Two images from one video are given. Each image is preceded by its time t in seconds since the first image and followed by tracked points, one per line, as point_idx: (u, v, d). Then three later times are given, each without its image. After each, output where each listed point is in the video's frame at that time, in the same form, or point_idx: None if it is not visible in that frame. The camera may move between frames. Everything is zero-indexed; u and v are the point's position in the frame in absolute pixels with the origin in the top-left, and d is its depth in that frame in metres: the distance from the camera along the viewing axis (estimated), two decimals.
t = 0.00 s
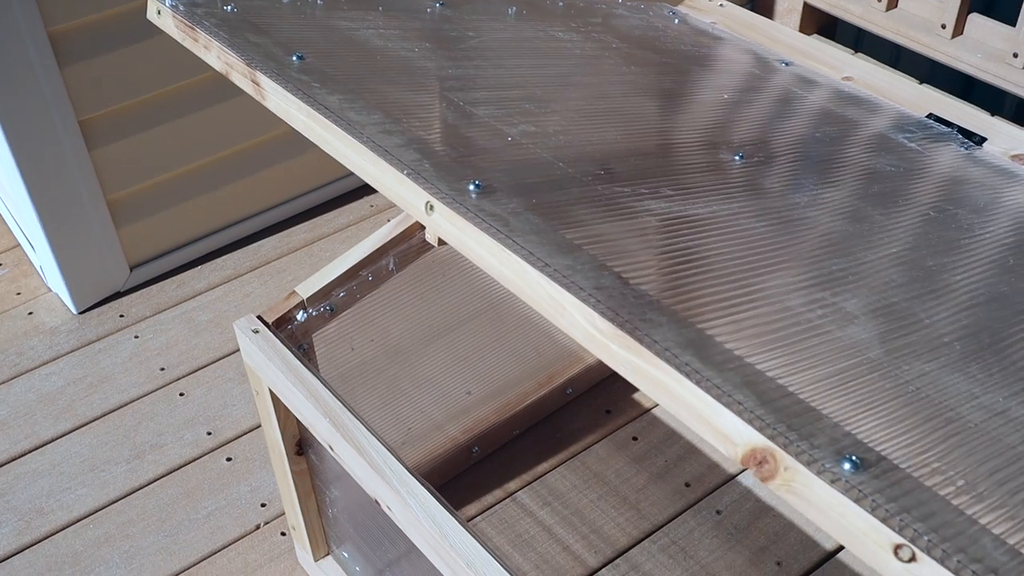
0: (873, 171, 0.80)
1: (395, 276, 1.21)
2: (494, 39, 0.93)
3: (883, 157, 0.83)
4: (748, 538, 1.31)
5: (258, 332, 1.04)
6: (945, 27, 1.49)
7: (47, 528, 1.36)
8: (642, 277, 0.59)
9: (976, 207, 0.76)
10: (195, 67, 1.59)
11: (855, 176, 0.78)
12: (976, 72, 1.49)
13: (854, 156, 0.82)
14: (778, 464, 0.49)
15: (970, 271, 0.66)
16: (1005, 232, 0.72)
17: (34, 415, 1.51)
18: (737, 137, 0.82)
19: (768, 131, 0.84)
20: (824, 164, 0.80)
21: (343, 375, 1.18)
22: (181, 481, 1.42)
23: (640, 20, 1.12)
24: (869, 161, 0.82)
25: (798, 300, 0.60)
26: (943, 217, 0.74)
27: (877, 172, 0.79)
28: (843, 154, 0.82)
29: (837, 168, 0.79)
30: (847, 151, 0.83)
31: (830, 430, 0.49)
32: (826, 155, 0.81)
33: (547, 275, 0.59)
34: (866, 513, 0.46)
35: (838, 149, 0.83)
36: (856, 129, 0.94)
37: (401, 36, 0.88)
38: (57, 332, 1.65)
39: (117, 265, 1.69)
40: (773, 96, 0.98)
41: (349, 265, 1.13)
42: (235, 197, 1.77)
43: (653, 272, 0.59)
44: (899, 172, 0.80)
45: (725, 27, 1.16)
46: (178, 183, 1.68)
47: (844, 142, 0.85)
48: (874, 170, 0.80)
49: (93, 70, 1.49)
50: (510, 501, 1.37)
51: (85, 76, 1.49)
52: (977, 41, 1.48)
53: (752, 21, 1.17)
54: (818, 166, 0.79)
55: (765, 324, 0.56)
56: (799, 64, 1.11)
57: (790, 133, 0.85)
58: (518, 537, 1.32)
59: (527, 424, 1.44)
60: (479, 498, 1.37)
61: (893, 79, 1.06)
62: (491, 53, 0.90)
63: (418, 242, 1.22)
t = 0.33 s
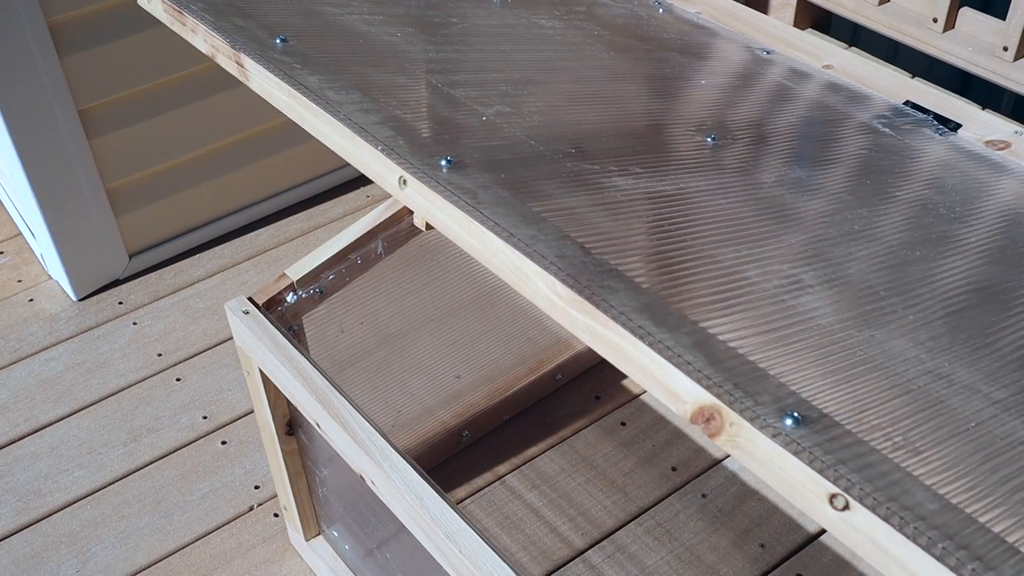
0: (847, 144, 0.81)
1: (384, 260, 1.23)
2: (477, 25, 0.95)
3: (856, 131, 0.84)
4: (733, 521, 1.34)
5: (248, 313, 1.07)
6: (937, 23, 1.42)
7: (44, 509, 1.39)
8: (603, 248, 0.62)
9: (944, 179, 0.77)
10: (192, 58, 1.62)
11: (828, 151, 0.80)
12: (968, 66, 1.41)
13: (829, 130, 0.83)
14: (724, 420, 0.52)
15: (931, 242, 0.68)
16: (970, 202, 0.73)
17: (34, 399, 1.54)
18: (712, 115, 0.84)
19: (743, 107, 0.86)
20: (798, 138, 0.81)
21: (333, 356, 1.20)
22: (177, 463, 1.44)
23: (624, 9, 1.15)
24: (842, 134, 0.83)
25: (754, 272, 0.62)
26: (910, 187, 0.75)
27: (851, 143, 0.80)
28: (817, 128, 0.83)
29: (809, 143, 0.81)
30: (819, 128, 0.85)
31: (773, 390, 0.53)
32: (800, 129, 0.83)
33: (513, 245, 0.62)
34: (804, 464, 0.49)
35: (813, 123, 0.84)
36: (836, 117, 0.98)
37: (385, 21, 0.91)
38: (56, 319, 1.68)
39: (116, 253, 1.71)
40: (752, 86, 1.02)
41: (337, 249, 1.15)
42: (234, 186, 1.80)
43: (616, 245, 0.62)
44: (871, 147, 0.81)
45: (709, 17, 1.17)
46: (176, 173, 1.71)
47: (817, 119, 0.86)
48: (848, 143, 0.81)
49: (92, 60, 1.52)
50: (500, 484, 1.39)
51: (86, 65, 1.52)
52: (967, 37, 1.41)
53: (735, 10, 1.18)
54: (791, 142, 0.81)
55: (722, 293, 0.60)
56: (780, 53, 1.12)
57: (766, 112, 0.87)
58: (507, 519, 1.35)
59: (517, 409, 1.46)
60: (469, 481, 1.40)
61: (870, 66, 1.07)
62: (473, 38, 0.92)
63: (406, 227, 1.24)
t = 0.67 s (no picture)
0: (818, 137, 0.84)
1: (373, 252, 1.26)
2: (463, 21, 0.98)
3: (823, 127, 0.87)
4: (717, 511, 1.36)
5: (240, 302, 1.09)
6: (925, 27, 1.53)
7: (41, 498, 1.41)
8: (573, 227, 0.64)
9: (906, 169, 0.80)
10: (190, 57, 1.65)
11: (801, 143, 0.82)
12: (956, 67, 1.51)
13: (800, 123, 0.86)
14: (682, 386, 0.54)
15: (897, 227, 0.71)
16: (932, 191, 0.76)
17: (32, 391, 1.56)
18: (687, 107, 0.87)
19: (717, 100, 0.88)
20: (769, 131, 0.84)
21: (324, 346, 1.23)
22: (172, 454, 1.46)
23: (609, 7, 1.18)
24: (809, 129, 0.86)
25: (720, 251, 0.65)
26: (877, 178, 0.78)
27: (821, 134, 0.83)
28: (787, 122, 0.86)
29: (779, 136, 0.83)
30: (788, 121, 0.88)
31: (730, 358, 0.55)
32: (773, 121, 0.85)
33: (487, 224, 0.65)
34: (755, 426, 0.52)
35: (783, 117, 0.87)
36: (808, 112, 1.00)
37: (373, 15, 0.93)
38: (55, 313, 1.70)
39: (114, 250, 1.74)
40: (730, 80, 1.05)
41: (328, 240, 1.18)
42: (231, 182, 1.82)
43: (585, 223, 0.65)
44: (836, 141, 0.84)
45: (693, 16, 1.20)
46: (173, 170, 1.73)
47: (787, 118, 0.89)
48: (818, 136, 0.84)
49: (91, 59, 1.55)
50: (489, 476, 1.41)
51: (85, 63, 1.55)
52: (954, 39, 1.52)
53: (719, 9, 1.20)
54: (763, 134, 0.83)
55: (687, 272, 0.62)
56: (762, 50, 1.14)
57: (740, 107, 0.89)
58: (495, 509, 1.37)
59: (506, 402, 1.49)
60: (459, 471, 1.42)
61: (849, 62, 1.09)
62: (458, 32, 0.95)
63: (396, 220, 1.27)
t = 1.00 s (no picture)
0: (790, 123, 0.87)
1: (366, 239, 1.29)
2: (453, 11, 1.01)
3: (797, 114, 0.90)
4: (705, 497, 1.38)
5: (236, 287, 1.11)
6: (916, 26, 1.52)
7: (42, 483, 1.44)
8: (547, 197, 0.67)
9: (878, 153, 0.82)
10: (191, 53, 1.68)
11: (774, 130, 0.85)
12: (949, 67, 1.51)
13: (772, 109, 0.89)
14: (644, 342, 0.57)
15: (864, 203, 0.73)
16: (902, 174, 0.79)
17: (34, 379, 1.59)
18: (666, 93, 0.90)
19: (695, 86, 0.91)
20: (748, 116, 0.87)
21: (319, 332, 1.26)
22: (171, 440, 1.49)
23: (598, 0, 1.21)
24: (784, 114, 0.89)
25: (689, 224, 0.68)
26: (850, 160, 0.80)
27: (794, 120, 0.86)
28: (763, 109, 0.89)
29: (755, 121, 0.86)
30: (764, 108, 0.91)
31: (691, 317, 0.58)
32: (748, 107, 0.88)
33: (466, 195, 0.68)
34: (712, 378, 0.55)
35: (760, 104, 0.90)
36: (788, 101, 1.03)
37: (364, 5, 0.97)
38: (57, 305, 1.73)
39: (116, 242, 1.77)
40: (714, 69, 1.07)
41: (322, 227, 1.21)
42: (231, 177, 1.85)
43: (560, 193, 0.68)
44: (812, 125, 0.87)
45: (682, 10, 1.22)
46: (175, 164, 1.76)
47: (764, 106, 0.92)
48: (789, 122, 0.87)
49: (94, 54, 1.58)
50: (481, 462, 1.44)
51: (87, 59, 1.58)
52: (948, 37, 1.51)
53: (707, 3, 1.22)
54: (739, 118, 0.86)
55: (656, 241, 0.65)
56: (747, 43, 1.17)
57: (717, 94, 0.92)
58: (487, 494, 1.40)
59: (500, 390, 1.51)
60: (452, 458, 1.44)
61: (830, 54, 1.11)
62: (448, 21, 0.98)
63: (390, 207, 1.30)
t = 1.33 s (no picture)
0: (759, 107, 0.90)
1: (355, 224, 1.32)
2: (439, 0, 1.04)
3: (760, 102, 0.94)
4: (689, 479, 1.41)
5: (226, 268, 1.14)
6: (904, 21, 1.53)
7: (38, 465, 1.47)
8: (516, 169, 0.70)
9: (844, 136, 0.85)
10: (186, 45, 1.70)
11: (743, 112, 0.88)
12: (937, 61, 1.51)
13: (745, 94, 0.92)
14: (603, 303, 0.60)
15: (827, 181, 0.76)
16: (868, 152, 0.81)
17: (31, 365, 1.62)
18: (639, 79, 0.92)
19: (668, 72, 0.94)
20: (718, 100, 0.90)
21: (307, 314, 1.28)
22: (164, 425, 1.52)
23: None
24: (754, 103, 0.92)
25: (654, 196, 0.70)
26: (815, 141, 0.83)
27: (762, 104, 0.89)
28: (734, 96, 0.92)
29: (725, 105, 0.89)
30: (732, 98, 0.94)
31: (646, 280, 0.61)
32: (719, 93, 0.91)
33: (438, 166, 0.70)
34: (665, 335, 0.57)
35: (731, 92, 0.93)
36: (764, 86, 1.05)
37: None
38: (54, 293, 1.76)
39: (112, 232, 1.80)
40: (692, 55, 1.10)
41: (311, 211, 1.23)
42: (227, 168, 1.88)
43: (528, 166, 0.70)
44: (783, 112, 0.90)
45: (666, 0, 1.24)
46: (170, 155, 1.79)
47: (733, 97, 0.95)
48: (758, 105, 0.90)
49: (90, 44, 1.61)
50: (469, 446, 1.46)
51: (84, 49, 1.61)
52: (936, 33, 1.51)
53: None
54: (710, 105, 0.89)
55: (621, 211, 0.67)
56: (727, 32, 1.19)
57: (690, 79, 0.95)
58: (474, 477, 1.42)
59: (488, 376, 1.53)
60: (441, 442, 1.47)
61: (808, 43, 1.13)
62: (431, 9, 1.00)
63: (378, 193, 1.33)
